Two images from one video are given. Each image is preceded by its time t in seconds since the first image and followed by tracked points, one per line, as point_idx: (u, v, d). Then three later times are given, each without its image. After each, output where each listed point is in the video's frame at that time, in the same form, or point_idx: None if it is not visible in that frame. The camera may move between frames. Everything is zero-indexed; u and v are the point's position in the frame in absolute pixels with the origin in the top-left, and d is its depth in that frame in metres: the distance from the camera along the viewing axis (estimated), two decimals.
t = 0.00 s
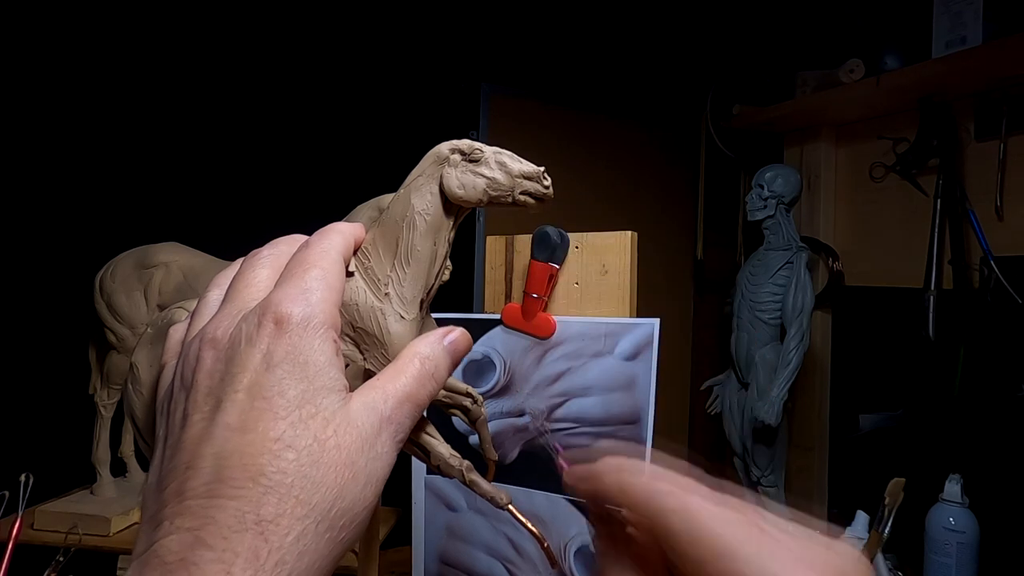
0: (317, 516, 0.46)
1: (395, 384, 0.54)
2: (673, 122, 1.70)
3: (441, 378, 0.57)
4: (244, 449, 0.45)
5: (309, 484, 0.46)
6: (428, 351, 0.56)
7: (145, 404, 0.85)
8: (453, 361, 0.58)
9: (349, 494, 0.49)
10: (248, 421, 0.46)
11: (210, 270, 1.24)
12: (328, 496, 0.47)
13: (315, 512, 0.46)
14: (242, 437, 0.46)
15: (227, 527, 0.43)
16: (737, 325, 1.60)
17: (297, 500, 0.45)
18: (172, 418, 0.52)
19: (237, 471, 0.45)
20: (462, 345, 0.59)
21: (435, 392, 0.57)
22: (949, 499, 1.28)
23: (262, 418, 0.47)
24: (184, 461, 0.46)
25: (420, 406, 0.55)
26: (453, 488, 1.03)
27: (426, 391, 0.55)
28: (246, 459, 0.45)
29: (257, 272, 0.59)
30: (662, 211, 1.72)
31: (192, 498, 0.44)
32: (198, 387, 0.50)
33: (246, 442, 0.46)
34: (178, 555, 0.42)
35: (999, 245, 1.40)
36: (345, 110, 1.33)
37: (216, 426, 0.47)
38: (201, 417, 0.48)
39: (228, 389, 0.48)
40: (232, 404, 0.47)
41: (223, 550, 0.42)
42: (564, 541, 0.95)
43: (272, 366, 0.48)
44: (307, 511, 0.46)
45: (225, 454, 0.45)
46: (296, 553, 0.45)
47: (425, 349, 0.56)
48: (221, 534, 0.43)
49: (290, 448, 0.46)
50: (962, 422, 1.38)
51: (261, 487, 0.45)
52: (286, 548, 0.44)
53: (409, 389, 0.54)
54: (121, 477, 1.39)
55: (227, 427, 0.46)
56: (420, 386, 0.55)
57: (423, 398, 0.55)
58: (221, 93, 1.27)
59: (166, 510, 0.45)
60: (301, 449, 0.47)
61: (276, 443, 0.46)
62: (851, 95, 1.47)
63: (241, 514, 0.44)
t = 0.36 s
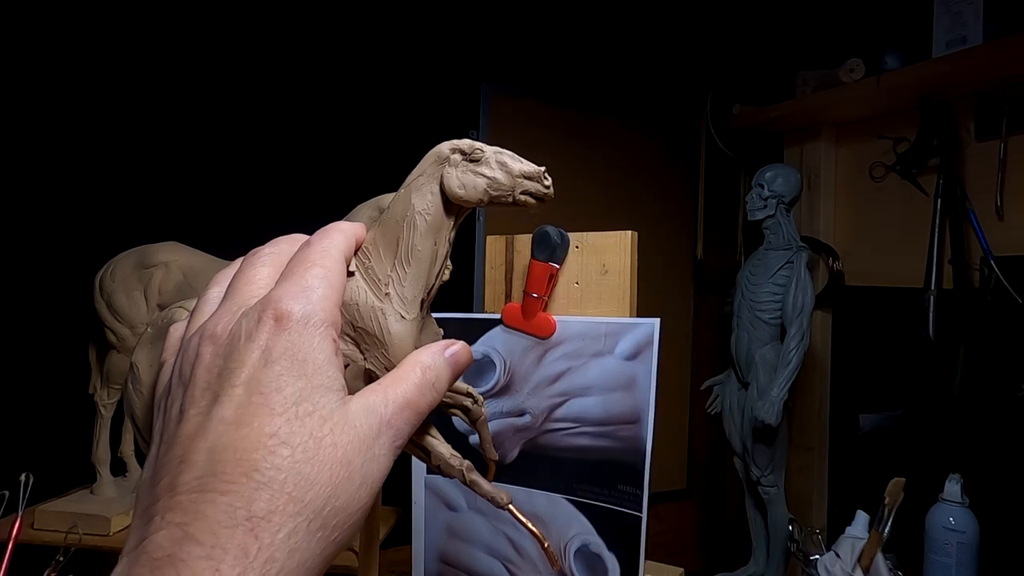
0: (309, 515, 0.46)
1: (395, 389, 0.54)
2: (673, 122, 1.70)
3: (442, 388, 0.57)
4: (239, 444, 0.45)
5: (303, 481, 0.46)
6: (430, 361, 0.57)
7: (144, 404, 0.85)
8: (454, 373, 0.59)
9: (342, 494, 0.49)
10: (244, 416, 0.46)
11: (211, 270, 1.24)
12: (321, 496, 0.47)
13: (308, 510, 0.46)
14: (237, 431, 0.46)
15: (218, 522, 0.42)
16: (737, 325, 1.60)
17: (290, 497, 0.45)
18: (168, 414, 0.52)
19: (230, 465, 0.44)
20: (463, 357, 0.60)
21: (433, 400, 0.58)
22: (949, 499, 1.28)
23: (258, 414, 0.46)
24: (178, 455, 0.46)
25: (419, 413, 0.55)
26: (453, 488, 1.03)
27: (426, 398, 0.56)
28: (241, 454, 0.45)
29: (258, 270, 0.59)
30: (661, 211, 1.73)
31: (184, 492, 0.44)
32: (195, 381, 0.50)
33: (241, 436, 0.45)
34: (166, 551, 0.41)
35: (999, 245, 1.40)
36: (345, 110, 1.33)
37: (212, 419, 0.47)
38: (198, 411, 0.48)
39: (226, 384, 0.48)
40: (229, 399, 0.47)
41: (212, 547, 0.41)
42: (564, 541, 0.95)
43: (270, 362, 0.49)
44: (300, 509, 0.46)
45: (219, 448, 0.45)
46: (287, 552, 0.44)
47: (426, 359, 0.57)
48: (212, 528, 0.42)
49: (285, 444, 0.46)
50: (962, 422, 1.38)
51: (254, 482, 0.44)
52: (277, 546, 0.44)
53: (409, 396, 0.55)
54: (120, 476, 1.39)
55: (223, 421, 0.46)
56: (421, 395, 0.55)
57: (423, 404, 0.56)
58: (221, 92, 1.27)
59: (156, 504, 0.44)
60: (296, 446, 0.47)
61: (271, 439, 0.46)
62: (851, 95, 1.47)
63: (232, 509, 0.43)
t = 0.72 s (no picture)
0: (317, 511, 0.46)
1: (403, 382, 0.54)
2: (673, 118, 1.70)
3: (449, 380, 0.57)
4: (246, 441, 0.45)
5: (311, 477, 0.46)
6: (438, 353, 0.57)
7: (148, 404, 0.85)
8: (461, 365, 0.59)
9: (350, 490, 0.49)
10: (250, 412, 0.46)
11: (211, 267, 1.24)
12: (329, 491, 0.47)
13: (316, 507, 0.46)
14: (243, 427, 0.45)
15: (227, 521, 0.42)
16: (737, 322, 1.60)
17: (298, 494, 0.45)
18: (173, 411, 0.52)
19: (237, 462, 0.44)
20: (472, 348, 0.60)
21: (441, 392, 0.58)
22: (949, 495, 1.28)
23: (264, 410, 0.46)
24: (184, 453, 0.46)
25: (428, 406, 0.55)
26: (454, 485, 1.03)
27: (434, 391, 0.56)
28: (248, 451, 0.45)
29: (263, 267, 0.59)
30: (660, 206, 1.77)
31: (192, 489, 0.44)
32: (200, 378, 0.50)
33: (247, 433, 0.45)
34: (176, 551, 0.41)
35: (999, 242, 1.40)
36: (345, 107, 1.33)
37: (217, 415, 0.46)
38: (203, 408, 0.48)
39: (232, 380, 0.48)
40: (236, 396, 0.47)
41: (222, 546, 0.41)
42: (565, 538, 0.95)
43: (276, 357, 0.48)
44: (308, 506, 0.46)
45: (225, 444, 0.45)
46: (296, 548, 0.44)
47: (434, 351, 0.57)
48: (222, 527, 0.42)
49: (293, 440, 0.46)
50: (962, 418, 1.38)
51: (262, 479, 0.44)
52: (287, 543, 0.44)
53: (417, 389, 0.54)
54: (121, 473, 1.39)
55: (229, 417, 0.46)
56: (427, 387, 0.55)
57: (431, 396, 0.56)
58: (221, 89, 1.27)
59: (164, 502, 0.44)
60: (303, 442, 0.46)
61: (278, 435, 0.46)
62: (852, 90, 1.46)
63: (241, 507, 0.43)
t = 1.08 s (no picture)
0: (323, 429, 0.44)
1: (411, 296, 0.52)
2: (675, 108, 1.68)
3: (461, 288, 0.56)
4: (237, 364, 0.43)
5: (315, 393, 0.44)
6: (447, 266, 0.56)
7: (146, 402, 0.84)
8: (465, 277, 0.58)
9: (361, 403, 0.46)
10: (241, 338, 0.44)
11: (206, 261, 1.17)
12: (334, 405, 0.44)
13: (321, 425, 0.44)
14: (236, 355, 0.43)
15: (223, 446, 0.40)
16: (738, 314, 1.59)
17: (298, 416, 0.43)
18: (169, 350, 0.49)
19: (232, 389, 0.42)
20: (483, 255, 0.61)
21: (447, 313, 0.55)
22: (950, 488, 1.28)
23: (258, 333, 0.44)
24: (179, 382, 0.44)
25: (439, 318, 0.54)
26: (454, 480, 1.03)
27: (444, 301, 0.54)
28: (240, 376, 0.43)
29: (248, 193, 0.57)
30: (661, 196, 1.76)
31: (188, 420, 0.42)
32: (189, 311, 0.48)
33: (243, 360, 0.43)
34: (174, 470, 0.40)
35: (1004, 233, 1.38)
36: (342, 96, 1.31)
37: (208, 344, 0.44)
38: (190, 340, 0.45)
39: (220, 310, 0.46)
40: (224, 325, 0.45)
41: (220, 467, 0.40)
42: (565, 534, 0.94)
43: (261, 279, 0.46)
44: (309, 421, 0.43)
45: (219, 373, 0.43)
46: (298, 467, 0.42)
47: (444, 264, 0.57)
48: (218, 449, 0.40)
49: (290, 361, 0.44)
50: (963, 410, 1.38)
51: (257, 403, 0.42)
52: (287, 463, 0.41)
53: (425, 302, 0.53)
54: (119, 466, 1.38)
55: (220, 346, 0.44)
56: (438, 297, 0.54)
57: (440, 311, 0.54)
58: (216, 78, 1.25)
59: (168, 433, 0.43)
60: (300, 360, 0.44)
61: (274, 356, 0.44)
62: (857, 79, 1.44)
63: (237, 428, 0.41)
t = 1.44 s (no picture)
0: (344, 266, 0.45)
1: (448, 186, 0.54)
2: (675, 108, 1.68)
3: (495, 209, 0.56)
4: (268, 197, 0.46)
5: (339, 233, 0.45)
6: (485, 179, 0.57)
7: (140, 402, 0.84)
8: (507, 202, 0.58)
9: (384, 253, 0.47)
10: (274, 175, 0.47)
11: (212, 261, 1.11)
12: (359, 247, 0.46)
13: (343, 261, 0.45)
14: (266, 189, 0.46)
15: (248, 261, 0.43)
16: (738, 314, 1.59)
17: (322, 245, 0.44)
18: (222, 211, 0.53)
19: (259, 215, 0.45)
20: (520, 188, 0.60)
21: (480, 212, 0.55)
22: (949, 487, 1.28)
23: (289, 171, 0.47)
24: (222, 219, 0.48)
25: (472, 209, 0.54)
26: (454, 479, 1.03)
27: (480, 201, 0.55)
28: (269, 207, 0.45)
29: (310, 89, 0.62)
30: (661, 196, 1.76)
31: (223, 248, 0.45)
32: (244, 170, 0.53)
33: (271, 193, 0.46)
34: (205, 287, 0.43)
35: (1004, 233, 1.38)
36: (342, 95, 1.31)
37: (246, 186, 0.48)
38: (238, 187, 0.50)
39: (259, 159, 0.49)
40: (261, 168, 0.48)
41: (243, 279, 0.42)
42: (565, 534, 0.94)
43: (298, 131, 0.49)
44: (331, 255, 0.45)
45: (251, 204, 0.46)
46: (316, 293, 0.43)
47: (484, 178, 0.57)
48: (243, 266, 0.43)
49: (318, 198, 0.46)
50: (962, 410, 1.38)
51: (282, 227, 0.44)
52: (306, 288, 0.43)
53: (460, 193, 0.54)
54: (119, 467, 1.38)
55: (255, 184, 0.47)
56: (474, 199, 0.54)
57: (472, 211, 0.54)
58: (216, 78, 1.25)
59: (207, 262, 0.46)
60: (328, 200, 0.46)
61: (303, 192, 0.46)
62: (857, 79, 1.44)
63: (262, 250, 0.43)
